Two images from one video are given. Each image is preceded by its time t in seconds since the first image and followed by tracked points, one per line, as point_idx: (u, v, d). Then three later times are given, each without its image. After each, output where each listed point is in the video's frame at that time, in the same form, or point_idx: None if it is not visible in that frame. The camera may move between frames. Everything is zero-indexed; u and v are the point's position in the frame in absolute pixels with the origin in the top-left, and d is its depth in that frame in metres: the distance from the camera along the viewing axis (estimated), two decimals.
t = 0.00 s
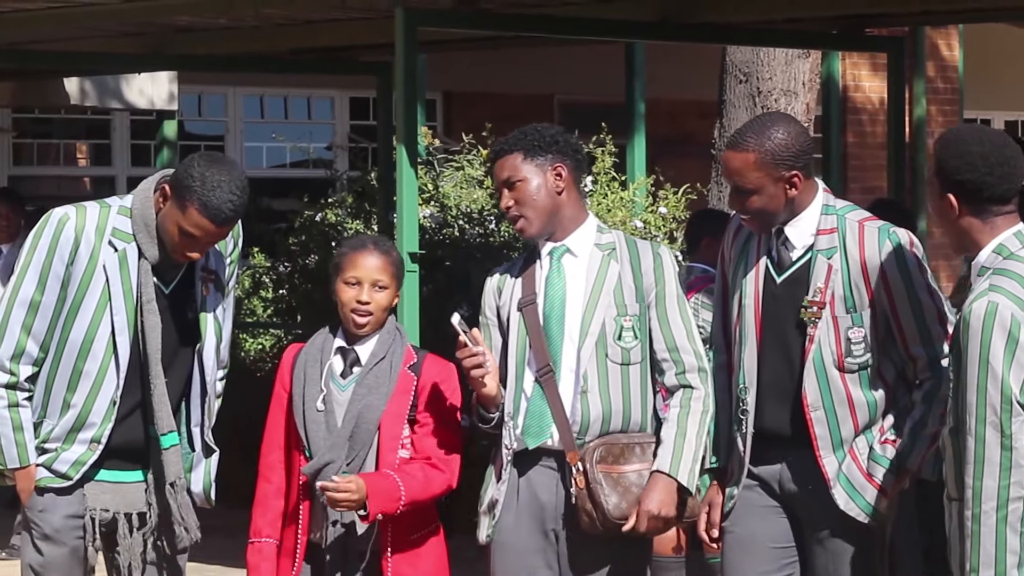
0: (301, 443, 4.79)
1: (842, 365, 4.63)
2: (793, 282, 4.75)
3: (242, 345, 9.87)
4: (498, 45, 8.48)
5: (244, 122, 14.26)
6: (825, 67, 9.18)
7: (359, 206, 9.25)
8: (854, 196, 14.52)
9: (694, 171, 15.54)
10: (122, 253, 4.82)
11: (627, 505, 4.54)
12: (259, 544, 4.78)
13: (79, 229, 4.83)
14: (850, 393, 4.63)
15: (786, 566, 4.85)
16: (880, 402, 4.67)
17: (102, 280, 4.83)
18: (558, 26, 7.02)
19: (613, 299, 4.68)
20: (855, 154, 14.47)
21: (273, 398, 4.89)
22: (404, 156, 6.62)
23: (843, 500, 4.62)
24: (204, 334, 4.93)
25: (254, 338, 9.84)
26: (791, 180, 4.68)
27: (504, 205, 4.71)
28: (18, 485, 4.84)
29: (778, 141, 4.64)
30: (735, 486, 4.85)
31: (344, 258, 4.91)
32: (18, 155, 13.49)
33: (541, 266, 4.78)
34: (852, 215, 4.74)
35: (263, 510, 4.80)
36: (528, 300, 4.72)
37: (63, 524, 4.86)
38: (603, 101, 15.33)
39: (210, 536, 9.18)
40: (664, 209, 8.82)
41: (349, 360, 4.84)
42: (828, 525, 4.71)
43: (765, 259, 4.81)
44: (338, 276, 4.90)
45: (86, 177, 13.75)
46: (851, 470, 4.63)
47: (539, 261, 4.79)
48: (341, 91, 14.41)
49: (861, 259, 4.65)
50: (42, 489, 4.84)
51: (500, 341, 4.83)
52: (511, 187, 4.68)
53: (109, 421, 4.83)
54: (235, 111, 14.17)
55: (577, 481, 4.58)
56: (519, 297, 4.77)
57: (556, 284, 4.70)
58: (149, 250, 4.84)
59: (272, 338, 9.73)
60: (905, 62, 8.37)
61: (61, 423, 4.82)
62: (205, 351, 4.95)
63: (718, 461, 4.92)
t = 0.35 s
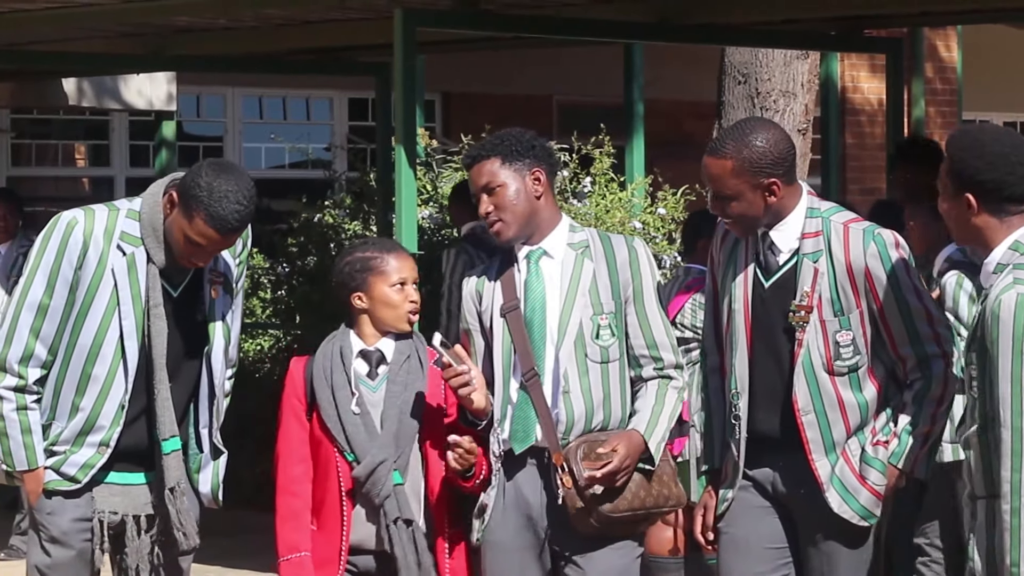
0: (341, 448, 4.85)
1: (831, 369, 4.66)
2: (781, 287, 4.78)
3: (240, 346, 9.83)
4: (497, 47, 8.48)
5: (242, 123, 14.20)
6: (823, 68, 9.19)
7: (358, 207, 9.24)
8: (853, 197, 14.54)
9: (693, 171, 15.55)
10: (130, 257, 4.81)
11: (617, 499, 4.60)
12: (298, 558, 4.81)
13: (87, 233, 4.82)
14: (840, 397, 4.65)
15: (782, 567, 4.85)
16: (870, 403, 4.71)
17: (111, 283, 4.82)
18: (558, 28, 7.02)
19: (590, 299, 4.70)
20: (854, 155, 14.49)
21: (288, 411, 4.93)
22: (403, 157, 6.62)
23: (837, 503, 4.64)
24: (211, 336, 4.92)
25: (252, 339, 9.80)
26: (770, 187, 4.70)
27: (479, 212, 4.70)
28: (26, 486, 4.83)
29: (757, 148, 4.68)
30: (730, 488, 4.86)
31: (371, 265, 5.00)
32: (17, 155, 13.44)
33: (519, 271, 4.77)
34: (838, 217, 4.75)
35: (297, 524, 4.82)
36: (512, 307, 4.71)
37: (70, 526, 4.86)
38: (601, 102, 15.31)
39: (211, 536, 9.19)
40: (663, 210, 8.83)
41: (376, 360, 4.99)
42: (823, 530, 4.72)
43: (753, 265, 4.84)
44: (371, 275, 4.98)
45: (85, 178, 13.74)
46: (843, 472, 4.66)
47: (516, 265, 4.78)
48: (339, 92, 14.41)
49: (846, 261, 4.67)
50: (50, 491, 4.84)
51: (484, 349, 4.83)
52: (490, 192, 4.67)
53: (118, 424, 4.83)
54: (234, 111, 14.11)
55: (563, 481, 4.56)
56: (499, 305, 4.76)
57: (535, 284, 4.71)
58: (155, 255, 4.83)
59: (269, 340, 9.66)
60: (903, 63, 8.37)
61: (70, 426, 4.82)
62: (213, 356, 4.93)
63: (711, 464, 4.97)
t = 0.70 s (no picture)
0: (348, 457, 4.77)
1: (825, 369, 4.69)
2: (774, 287, 4.80)
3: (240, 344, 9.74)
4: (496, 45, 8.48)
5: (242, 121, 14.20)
6: (823, 67, 9.17)
7: (357, 205, 9.23)
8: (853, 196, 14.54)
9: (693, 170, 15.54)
10: (124, 252, 4.82)
11: (623, 498, 4.61)
12: (303, 570, 4.72)
13: (82, 227, 4.83)
14: (834, 398, 4.68)
15: (778, 566, 4.88)
16: (862, 403, 4.73)
17: (106, 278, 4.83)
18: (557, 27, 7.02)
19: (593, 294, 4.75)
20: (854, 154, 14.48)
21: (273, 422, 4.77)
22: (402, 156, 6.61)
23: (832, 504, 4.66)
24: (211, 333, 4.91)
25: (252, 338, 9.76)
26: (762, 188, 4.71)
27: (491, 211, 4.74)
28: (24, 483, 4.84)
29: (750, 148, 4.67)
30: (725, 487, 4.89)
31: (345, 267, 4.92)
32: (17, 154, 13.49)
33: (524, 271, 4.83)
34: (832, 218, 4.76)
35: (297, 536, 4.74)
36: (517, 304, 4.77)
37: (68, 522, 4.86)
38: (601, 100, 15.28)
39: (209, 535, 9.21)
40: (663, 208, 8.82)
41: (361, 363, 4.93)
42: (816, 529, 4.76)
43: (747, 265, 4.86)
44: (350, 277, 4.90)
45: (85, 176, 13.74)
46: (837, 472, 4.68)
47: (521, 265, 4.84)
48: (340, 90, 14.35)
49: (840, 261, 4.68)
50: (47, 487, 4.84)
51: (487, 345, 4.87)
52: (502, 191, 4.72)
53: (113, 420, 4.82)
54: (234, 109, 14.12)
55: (570, 478, 4.64)
56: (503, 302, 4.80)
57: (540, 283, 4.76)
58: (149, 250, 4.84)
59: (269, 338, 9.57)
60: (902, 63, 8.36)
61: (66, 423, 4.82)
62: (212, 354, 4.92)
63: (705, 463, 5.01)
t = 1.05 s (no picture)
0: (360, 463, 4.76)
1: (820, 368, 4.72)
2: (770, 286, 4.81)
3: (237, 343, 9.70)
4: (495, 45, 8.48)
5: (239, 120, 14.22)
6: (820, 67, 9.17)
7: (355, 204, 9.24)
8: (850, 197, 14.54)
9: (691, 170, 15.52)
10: (116, 251, 4.83)
11: (647, 490, 4.74)
12: None
13: (72, 228, 4.83)
14: (830, 400, 4.72)
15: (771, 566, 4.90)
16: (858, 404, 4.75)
17: (97, 278, 4.83)
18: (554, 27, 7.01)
19: (599, 296, 4.91)
20: (852, 154, 14.47)
21: (283, 427, 4.71)
22: (399, 155, 6.61)
23: (826, 503, 4.69)
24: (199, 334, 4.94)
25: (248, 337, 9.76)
26: (755, 187, 4.72)
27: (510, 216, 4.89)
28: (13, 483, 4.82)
29: (743, 147, 4.68)
30: (720, 486, 4.91)
31: (353, 270, 4.87)
32: (15, 153, 13.49)
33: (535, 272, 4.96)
34: (827, 217, 4.78)
35: (295, 545, 4.69)
36: (529, 304, 4.89)
37: (58, 522, 4.87)
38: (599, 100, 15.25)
39: (204, 534, 9.23)
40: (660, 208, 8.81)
41: (367, 368, 4.90)
42: (811, 529, 4.76)
43: (743, 263, 4.88)
44: (357, 280, 4.86)
45: (82, 175, 13.73)
46: (830, 471, 4.71)
47: (533, 268, 4.98)
48: (338, 90, 14.35)
49: (835, 261, 4.70)
50: (37, 487, 4.84)
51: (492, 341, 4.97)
52: (522, 195, 4.87)
53: (105, 419, 4.85)
54: (231, 109, 14.13)
55: (594, 468, 4.76)
56: (514, 302, 4.92)
57: (552, 286, 4.91)
58: (142, 249, 4.86)
59: (267, 337, 9.54)
60: (900, 63, 8.35)
61: (57, 422, 4.83)
62: (200, 354, 4.95)
63: (705, 462, 5.04)
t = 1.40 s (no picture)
0: (389, 458, 4.62)
1: (822, 365, 4.79)
2: (771, 283, 4.90)
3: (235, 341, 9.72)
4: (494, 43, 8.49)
5: (239, 118, 14.20)
6: (820, 65, 9.17)
7: (354, 202, 9.24)
8: (850, 195, 14.56)
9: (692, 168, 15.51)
10: (96, 251, 4.88)
11: (638, 489, 4.85)
12: None
13: (54, 227, 4.89)
14: (831, 398, 4.79)
15: (772, 564, 4.99)
16: (858, 400, 4.83)
17: (77, 277, 4.89)
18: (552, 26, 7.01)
19: (580, 299, 5.00)
20: (852, 153, 14.48)
21: (313, 421, 4.50)
22: (398, 152, 6.61)
23: (827, 500, 4.77)
24: (180, 335, 4.97)
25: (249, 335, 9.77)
26: (759, 181, 4.81)
27: (503, 217, 4.94)
28: None
29: (746, 142, 4.77)
30: (718, 485, 4.99)
31: (376, 267, 4.74)
32: (14, 151, 13.51)
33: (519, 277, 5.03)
34: (829, 214, 4.87)
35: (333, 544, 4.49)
36: (516, 306, 4.96)
37: (36, 520, 4.90)
38: (598, 98, 15.23)
39: (203, 532, 9.25)
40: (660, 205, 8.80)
41: (388, 366, 4.79)
42: (811, 525, 4.87)
43: (744, 259, 4.96)
44: (380, 277, 4.72)
45: (82, 173, 13.74)
46: (831, 470, 4.79)
47: (518, 273, 5.04)
48: (338, 88, 14.37)
49: (837, 258, 4.79)
50: (15, 484, 4.89)
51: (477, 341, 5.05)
52: (523, 196, 4.93)
53: (83, 419, 4.88)
54: (231, 107, 14.10)
55: (583, 470, 4.85)
56: (500, 305, 4.99)
57: (535, 289, 4.98)
58: (122, 251, 4.88)
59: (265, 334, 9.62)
60: (899, 61, 8.35)
61: (35, 420, 4.87)
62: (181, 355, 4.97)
63: (703, 460, 5.10)
